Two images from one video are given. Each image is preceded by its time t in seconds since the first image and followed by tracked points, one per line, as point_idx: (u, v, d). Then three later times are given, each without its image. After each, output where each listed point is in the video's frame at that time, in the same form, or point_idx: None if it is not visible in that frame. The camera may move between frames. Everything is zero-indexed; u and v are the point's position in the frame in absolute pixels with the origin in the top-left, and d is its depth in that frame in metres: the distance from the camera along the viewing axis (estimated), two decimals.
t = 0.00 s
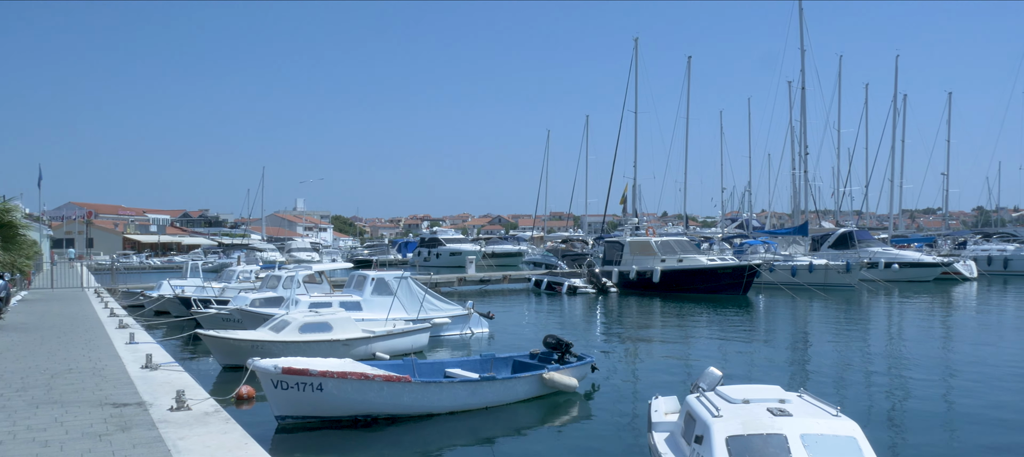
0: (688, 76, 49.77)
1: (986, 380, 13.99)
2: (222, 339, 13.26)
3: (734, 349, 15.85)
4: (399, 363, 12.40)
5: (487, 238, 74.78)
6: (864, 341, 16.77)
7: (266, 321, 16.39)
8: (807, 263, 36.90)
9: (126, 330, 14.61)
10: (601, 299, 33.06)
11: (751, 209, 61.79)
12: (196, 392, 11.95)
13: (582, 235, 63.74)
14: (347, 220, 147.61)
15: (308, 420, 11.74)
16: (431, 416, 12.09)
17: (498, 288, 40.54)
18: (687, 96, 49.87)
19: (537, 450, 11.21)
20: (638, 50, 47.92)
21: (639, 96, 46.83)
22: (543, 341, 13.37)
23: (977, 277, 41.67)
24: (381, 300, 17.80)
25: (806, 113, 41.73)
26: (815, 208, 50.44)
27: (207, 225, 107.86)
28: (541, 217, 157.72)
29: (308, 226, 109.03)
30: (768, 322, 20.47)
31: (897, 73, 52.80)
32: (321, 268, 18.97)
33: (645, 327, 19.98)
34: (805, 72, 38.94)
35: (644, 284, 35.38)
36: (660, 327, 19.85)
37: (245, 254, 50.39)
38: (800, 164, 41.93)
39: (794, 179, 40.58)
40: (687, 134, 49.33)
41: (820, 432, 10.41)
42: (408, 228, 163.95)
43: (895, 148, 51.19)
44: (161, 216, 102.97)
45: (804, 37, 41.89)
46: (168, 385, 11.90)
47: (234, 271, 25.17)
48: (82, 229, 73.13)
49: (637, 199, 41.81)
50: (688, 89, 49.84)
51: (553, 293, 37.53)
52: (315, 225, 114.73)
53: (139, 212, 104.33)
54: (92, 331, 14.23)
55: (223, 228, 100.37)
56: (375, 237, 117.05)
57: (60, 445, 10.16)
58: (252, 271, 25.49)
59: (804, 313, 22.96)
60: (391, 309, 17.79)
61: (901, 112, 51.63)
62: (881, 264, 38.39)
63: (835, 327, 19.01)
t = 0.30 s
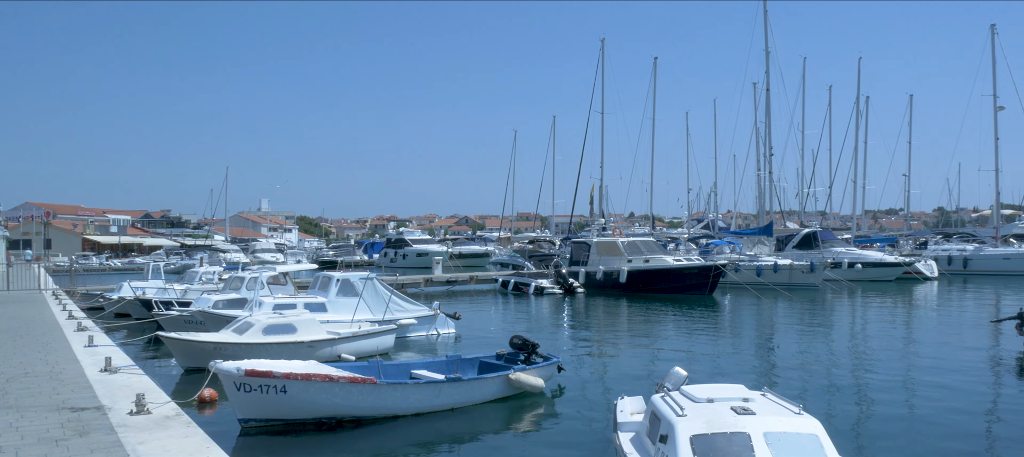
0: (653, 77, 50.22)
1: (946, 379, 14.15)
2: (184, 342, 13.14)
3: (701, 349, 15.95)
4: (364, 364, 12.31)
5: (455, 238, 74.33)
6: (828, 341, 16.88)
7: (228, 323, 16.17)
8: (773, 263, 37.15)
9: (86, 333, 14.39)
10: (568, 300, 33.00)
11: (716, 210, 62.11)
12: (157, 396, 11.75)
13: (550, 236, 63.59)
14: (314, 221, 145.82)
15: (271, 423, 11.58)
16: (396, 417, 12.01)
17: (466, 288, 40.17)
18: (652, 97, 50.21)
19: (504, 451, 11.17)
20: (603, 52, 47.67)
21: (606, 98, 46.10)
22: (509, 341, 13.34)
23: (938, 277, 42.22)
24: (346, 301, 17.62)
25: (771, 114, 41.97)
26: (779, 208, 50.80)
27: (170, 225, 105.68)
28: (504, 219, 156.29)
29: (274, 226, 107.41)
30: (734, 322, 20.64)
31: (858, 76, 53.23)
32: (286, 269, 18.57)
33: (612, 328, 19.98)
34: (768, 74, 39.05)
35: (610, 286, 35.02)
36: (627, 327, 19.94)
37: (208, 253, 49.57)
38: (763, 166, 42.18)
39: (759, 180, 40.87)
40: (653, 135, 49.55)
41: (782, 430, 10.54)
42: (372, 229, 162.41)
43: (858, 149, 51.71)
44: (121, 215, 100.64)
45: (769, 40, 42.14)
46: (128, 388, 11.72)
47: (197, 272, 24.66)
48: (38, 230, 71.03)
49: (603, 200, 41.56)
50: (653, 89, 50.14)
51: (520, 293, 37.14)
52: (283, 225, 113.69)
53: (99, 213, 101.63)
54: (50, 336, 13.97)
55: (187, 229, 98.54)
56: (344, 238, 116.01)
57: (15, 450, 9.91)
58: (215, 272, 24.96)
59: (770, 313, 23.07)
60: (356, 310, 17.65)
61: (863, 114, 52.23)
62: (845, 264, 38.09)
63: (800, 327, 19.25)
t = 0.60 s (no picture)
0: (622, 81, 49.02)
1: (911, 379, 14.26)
2: (147, 344, 13.06)
3: (668, 349, 16.08)
4: (331, 366, 12.21)
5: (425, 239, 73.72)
6: (795, 341, 16.93)
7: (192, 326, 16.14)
8: (739, 263, 37.38)
9: (46, 337, 14.20)
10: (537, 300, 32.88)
11: (684, 210, 62.38)
12: (118, 399, 11.56)
13: (519, 236, 63.31)
14: (279, 221, 143.80)
15: (236, 426, 11.44)
16: (363, 419, 11.92)
17: (433, 288, 39.62)
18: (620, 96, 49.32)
19: (472, 453, 11.10)
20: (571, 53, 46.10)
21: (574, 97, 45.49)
22: (477, 342, 13.30)
23: (901, 276, 42.62)
24: (312, 303, 17.57)
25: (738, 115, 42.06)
26: (745, 209, 51.06)
27: (133, 226, 103.38)
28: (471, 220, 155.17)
29: (240, 227, 105.89)
30: (702, 321, 20.79)
31: (823, 77, 53.59)
32: (252, 269, 18.28)
33: (580, 328, 19.91)
34: (735, 76, 39.20)
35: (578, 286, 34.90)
36: (595, 327, 20.04)
37: (171, 254, 48.78)
38: (730, 166, 42.40)
39: (727, 181, 41.04)
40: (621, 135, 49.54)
41: (747, 428, 10.65)
42: (340, 228, 160.97)
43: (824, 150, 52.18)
44: (83, 215, 98.64)
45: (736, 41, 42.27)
46: (88, 392, 11.55)
47: (160, 274, 24.63)
48: None
49: (571, 200, 41.39)
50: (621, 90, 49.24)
51: (488, 294, 36.83)
52: (249, 226, 111.40)
53: (58, 214, 98.55)
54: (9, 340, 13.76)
55: (152, 230, 96.66)
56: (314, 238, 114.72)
57: None
58: (179, 273, 24.89)
59: (737, 312, 23.14)
60: (323, 311, 17.59)
61: (829, 116, 52.73)
62: (810, 263, 38.30)
63: (766, 325, 19.47)
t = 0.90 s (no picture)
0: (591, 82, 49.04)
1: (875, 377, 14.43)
2: (111, 346, 13.00)
3: (637, 348, 16.15)
4: (298, 367, 12.16)
5: (395, 239, 73.28)
6: (762, 340, 17.07)
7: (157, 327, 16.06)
8: (705, 263, 37.59)
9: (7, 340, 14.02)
10: (506, 300, 32.86)
11: (652, 210, 62.65)
12: (79, 402, 11.42)
13: (488, 236, 63.19)
14: (245, 220, 141.79)
15: (202, 428, 11.35)
16: (331, 420, 11.88)
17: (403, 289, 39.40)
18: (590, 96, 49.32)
19: (441, 453, 11.11)
20: (541, 52, 45.91)
21: (542, 97, 45.41)
22: (445, 342, 13.32)
23: (866, 275, 43.12)
24: (279, 303, 17.48)
25: (706, 116, 42.37)
26: (713, 209, 51.33)
27: (97, 225, 101.26)
28: (440, 219, 154.28)
29: (207, 226, 104.55)
30: (670, 321, 20.93)
31: (789, 78, 54.04)
32: (218, 269, 18.13)
33: (550, 328, 19.90)
34: (702, 77, 39.42)
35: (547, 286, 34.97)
36: (564, 326, 20.09)
37: (135, 253, 48.05)
38: (697, 166, 42.66)
39: (694, 181, 41.39)
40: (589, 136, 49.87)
41: (713, 426, 10.76)
42: (309, 228, 159.02)
43: (790, 151, 52.78)
44: (47, 215, 96.67)
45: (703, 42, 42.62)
46: (49, 395, 11.40)
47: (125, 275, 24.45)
48: None
49: (540, 200, 41.41)
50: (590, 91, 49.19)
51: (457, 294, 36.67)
52: (217, 226, 109.75)
53: (20, 213, 96.24)
54: None
55: (117, 230, 94.79)
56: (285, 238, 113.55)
57: None
58: (143, 274, 24.65)
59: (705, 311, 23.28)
60: (290, 312, 17.52)
61: (795, 117, 53.27)
62: (776, 262, 38.62)
63: (734, 324, 19.66)
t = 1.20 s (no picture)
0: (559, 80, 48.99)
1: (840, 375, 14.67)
2: (74, 347, 12.91)
3: (605, 347, 16.20)
4: (265, 367, 12.11)
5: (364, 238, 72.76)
6: (729, 338, 17.26)
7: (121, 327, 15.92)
8: (673, 261, 37.73)
9: None
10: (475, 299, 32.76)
11: (621, 209, 62.83)
12: (40, 404, 11.28)
13: (457, 235, 63.00)
14: (212, 219, 139.59)
15: (166, 429, 11.25)
16: (297, 420, 11.84)
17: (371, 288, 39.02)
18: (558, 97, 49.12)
19: (409, 451, 11.12)
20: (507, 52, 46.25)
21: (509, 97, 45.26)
22: (412, 341, 13.34)
23: (830, 273, 43.60)
24: (246, 303, 17.37)
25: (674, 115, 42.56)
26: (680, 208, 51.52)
27: (61, 225, 99.24)
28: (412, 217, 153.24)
29: (173, 225, 102.84)
30: (639, 319, 21.04)
31: (756, 79, 54.58)
32: (184, 269, 18.07)
33: (519, 326, 19.96)
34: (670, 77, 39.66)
35: (516, 284, 35.03)
36: (533, 325, 20.13)
37: (99, 253, 47.27)
38: (665, 166, 42.92)
39: (662, 181, 41.67)
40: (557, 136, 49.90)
41: (677, 423, 10.85)
42: (274, 228, 156.56)
43: (756, 151, 53.33)
44: (7, 214, 94.32)
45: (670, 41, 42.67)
46: (9, 397, 11.24)
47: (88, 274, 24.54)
48: None
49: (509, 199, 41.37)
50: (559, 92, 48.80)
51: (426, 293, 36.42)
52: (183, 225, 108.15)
53: None
54: None
55: (80, 229, 92.92)
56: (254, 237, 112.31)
57: None
58: (106, 274, 25.00)
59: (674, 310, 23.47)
60: (257, 311, 17.41)
61: (760, 118, 53.78)
62: (742, 261, 39.27)
63: (701, 323, 19.83)
